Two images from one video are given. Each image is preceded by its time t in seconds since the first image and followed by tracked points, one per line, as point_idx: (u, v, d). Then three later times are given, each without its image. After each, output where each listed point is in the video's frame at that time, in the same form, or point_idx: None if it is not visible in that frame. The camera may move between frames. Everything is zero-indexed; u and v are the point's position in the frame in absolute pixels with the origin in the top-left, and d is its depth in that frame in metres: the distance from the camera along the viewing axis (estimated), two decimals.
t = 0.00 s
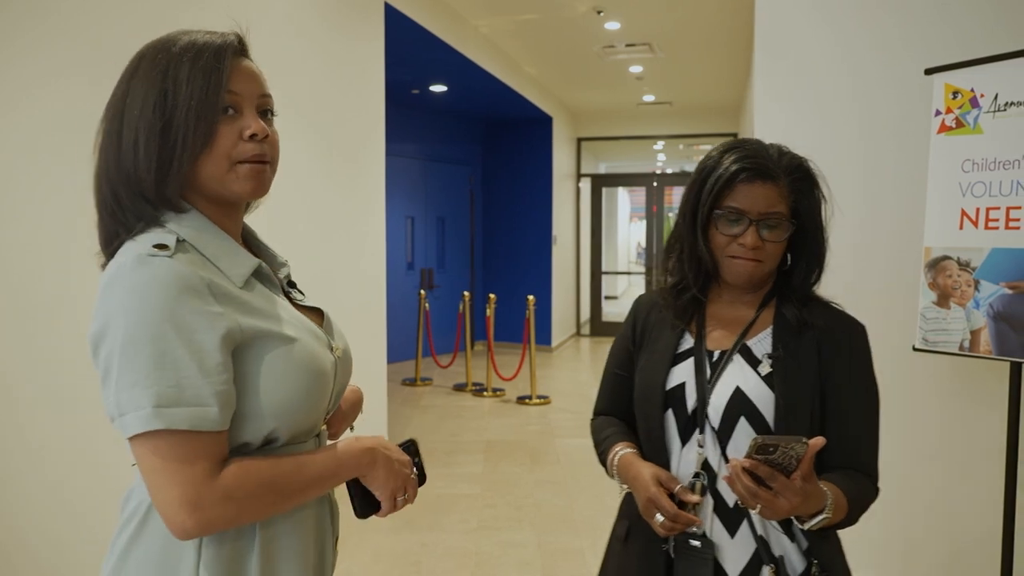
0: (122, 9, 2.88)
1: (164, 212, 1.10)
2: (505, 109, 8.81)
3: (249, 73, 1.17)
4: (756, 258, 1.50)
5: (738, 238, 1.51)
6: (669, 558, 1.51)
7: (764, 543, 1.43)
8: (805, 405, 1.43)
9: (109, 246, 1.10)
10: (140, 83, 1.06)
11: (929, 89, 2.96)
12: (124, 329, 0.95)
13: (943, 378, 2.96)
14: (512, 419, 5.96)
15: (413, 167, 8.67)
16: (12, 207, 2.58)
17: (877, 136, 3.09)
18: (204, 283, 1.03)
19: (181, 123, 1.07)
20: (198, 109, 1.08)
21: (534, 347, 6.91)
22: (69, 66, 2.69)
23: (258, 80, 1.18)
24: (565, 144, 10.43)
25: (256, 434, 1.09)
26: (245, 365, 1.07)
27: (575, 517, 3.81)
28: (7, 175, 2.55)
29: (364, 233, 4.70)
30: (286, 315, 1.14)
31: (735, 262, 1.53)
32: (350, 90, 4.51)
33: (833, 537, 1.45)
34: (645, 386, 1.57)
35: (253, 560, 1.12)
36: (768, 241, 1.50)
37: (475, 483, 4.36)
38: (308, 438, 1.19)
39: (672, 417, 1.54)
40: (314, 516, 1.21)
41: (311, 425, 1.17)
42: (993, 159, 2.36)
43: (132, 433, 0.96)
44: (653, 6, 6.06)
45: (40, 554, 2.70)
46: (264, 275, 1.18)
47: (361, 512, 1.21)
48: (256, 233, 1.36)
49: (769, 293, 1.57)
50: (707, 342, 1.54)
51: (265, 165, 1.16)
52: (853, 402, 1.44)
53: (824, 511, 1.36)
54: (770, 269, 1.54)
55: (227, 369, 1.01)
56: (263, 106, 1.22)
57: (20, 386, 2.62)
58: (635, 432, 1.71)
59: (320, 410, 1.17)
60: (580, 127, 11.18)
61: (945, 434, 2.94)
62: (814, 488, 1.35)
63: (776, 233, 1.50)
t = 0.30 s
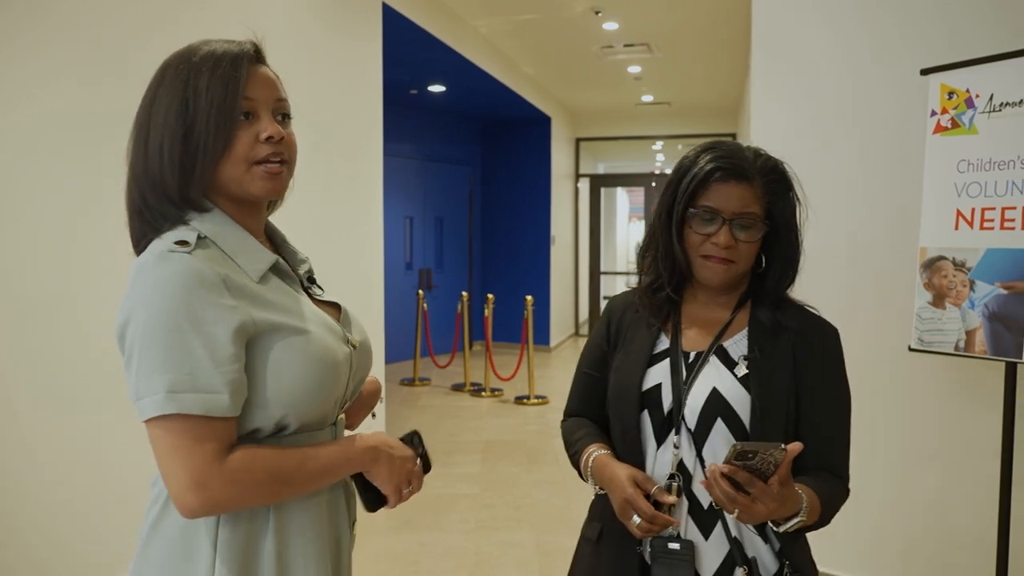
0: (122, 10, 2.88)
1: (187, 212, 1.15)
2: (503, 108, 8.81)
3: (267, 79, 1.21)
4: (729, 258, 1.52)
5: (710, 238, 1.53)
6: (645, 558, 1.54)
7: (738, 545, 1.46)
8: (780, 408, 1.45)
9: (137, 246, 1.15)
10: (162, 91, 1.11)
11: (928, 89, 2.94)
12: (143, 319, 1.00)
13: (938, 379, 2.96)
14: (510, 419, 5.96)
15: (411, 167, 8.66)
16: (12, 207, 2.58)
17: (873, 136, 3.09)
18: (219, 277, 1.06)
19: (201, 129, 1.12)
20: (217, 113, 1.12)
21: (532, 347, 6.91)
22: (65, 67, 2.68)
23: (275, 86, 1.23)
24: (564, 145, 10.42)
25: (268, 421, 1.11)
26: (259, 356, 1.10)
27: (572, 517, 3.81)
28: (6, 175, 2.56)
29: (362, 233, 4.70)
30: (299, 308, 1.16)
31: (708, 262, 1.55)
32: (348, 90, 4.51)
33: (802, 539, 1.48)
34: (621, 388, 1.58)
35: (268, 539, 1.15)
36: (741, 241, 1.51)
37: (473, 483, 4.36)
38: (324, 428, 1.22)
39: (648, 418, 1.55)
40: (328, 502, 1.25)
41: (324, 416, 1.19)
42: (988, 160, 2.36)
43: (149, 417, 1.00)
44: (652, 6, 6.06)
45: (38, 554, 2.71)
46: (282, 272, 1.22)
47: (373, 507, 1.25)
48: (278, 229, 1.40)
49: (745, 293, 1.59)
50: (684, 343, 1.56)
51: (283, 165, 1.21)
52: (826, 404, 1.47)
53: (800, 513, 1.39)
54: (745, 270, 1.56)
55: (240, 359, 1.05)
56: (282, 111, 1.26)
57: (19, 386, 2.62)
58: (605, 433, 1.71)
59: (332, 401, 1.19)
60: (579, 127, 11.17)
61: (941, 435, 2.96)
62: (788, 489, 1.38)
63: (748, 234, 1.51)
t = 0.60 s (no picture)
0: (122, 10, 2.93)
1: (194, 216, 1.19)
2: (501, 109, 8.81)
3: (274, 86, 1.24)
4: (675, 232, 1.55)
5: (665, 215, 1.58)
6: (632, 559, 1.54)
7: (727, 545, 1.47)
8: (768, 409, 1.46)
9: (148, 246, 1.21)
10: (171, 99, 1.15)
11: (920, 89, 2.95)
12: (131, 311, 1.06)
13: (932, 378, 2.96)
14: (507, 419, 5.97)
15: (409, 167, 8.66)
16: (13, 207, 2.54)
17: (867, 135, 3.09)
18: (204, 273, 1.11)
19: (208, 137, 1.15)
20: (221, 121, 1.15)
21: (530, 348, 6.91)
22: (62, 67, 2.68)
23: (281, 93, 1.25)
24: (562, 145, 10.43)
25: (249, 410, 1.14)
26: (244, 350, 1.13)
27: (568, 517, 3.81)
28: (7, 175, 2.52)
29: (359, 233, 4.70)
30: (291, 306, 1.19)
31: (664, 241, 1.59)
32: (345, 90, 4.51)
33: (793, 538, 1.51)
34: (609, 389, 1.58)
35: (258, 519, 1.19)
36: (689, 217, 1.54)
37: (470, 483, 4.36)
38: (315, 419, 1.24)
39: (637, 419, 1.56)
40: (323, 490, 1.27)
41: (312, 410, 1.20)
42: (982, 160, 2.37)
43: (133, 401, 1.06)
44: (649, 6, 6.06)
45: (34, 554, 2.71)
46: (282, 271, 1.24)
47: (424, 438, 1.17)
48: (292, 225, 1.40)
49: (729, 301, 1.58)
50: (672, 343, 1.57)
51: (289, 171, 1.24)
52: (816, 406, 1.48)
53: (765, 504, 1.40)
54: (706, 251, 1.56)
55: (219, 352, 1.08)
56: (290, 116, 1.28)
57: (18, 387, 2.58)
58: (590, 432, 1.71)
59: (320, 397, 1.20)
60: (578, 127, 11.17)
61: (935, 434, 2.97)
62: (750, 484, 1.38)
63: (698, 210, 1.54)
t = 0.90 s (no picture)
0: (122, 10, 2.93)
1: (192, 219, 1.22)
2: (499, 109, 8.82)
3: (273, 95, 1.26)
4: (660, 235, 1.57)
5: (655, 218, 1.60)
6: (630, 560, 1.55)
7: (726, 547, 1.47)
8: (767, 413, 1.46)
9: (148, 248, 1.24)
10: (172, 107, 1.18)
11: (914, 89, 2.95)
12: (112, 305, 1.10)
13: (928, 378, 2.96)
14: (505, 419, 5.97)
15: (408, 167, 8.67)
16: (12, 207, 2.54)
17: (863, 135, 3.09)
18: (179, 271, 1.12)
19: (212, 148, 1.17)
20: (224, 131, 1.17)
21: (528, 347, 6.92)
22: (60, 67, 2.68)
23: (280, 100, 1.27)
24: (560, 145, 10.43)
25: (217, 408, 1.14)
26: (215, 348, 1.13)
27: (563, 517, 3.82)
28: (7, 175, 2.52)
29: (356, 233, 4.70)
30: (269, 305, 1.18)
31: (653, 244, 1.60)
32: (342, 90, 4.52)
33: (796, 537, 1.52)
34: (609, 389, 1.59)
35: (235, 514, 1.20)
36: (674, 219, 1.55)
37: (466, 483, 4.37)
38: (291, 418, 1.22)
39: (636, 420, 1.56)
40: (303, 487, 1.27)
41: (284, 409, 1.19)
42: (975, 160, 2.37)
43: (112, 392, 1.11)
44: (645, 6, 6.07)
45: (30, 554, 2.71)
46: (269, 271, 1.23)
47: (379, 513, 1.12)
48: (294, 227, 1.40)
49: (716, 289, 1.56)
50: (672, 343, 1.57)
51: (290, 178, 1.26)
52: (816, 409, 1.47)
53: (737, 507, 1.40)
54: (697, 253, 1.56)
55: (186, 349, 1.10)
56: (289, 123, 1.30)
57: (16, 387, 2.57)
58: (592, 430, 1.71)
59: (293, 398, 1.19)
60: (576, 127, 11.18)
61: (930, 434, 2.97)
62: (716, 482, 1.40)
63: (683, 212, 1.55)
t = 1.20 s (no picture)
0: (122, 10, 2.94)
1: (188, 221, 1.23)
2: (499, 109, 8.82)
3: (276, 103, 1.27)
4: (661, 237, 1.57)
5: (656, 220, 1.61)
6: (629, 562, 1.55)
7: (726, 549, 1.47)
8: (767, 416, 1.45)
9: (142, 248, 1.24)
10: (175, 111, 1.18)
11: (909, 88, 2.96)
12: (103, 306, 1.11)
13: (924, 379, 2.97)
14: (502, 419, 5.98)
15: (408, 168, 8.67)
16: (11, 207, 2.55)
17: (861, 136, 3.09)
18: (170, 273, 1.13)
19: (219, 151, 1.18)
20: (229, 137, 1.19)
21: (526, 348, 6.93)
22: (59, 68, 2.69)
23: (283, 108, 1.28)
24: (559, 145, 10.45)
25: (204, 408, 1.15)
26: (204, 350, 1.14)
27: (560, 518, 3.83)
28: (7, 174, 2.52)
29: (354, 233, 4.71)
30: (257, 308, 1.18)
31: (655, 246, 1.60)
32: (340, 91, 4.53)
33: (800, 543, 1.51)
34: (609, 391, 1.60)
35: (221, 512, 1.21)
36: (675, 221, 1.55)
37: (464, 483, 4.37)
38: (278, 421, 1.22)
39: (636, 423, 1.57)
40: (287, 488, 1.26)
41: (271, 411, 1.19)
42: (970, 162, 2.37)
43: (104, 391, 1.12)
44: (643, 8, 6.09)
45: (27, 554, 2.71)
46: (259, 275, 1.23)
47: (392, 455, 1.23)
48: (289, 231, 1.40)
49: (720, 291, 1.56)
50: (674, 346, 1.58)
51: (288, 182, 1.28)
52: (818, 413, 1.46)
53: (736, 512, 1.40)
54: (698, 255, 1.56)
55: (174, 350, 1.10)
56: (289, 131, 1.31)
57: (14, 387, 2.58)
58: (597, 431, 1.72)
59: (279, 399, 1.19)
60: (575, 127, 11.19)
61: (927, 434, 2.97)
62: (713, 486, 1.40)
63: (683, 214, 1.55)
